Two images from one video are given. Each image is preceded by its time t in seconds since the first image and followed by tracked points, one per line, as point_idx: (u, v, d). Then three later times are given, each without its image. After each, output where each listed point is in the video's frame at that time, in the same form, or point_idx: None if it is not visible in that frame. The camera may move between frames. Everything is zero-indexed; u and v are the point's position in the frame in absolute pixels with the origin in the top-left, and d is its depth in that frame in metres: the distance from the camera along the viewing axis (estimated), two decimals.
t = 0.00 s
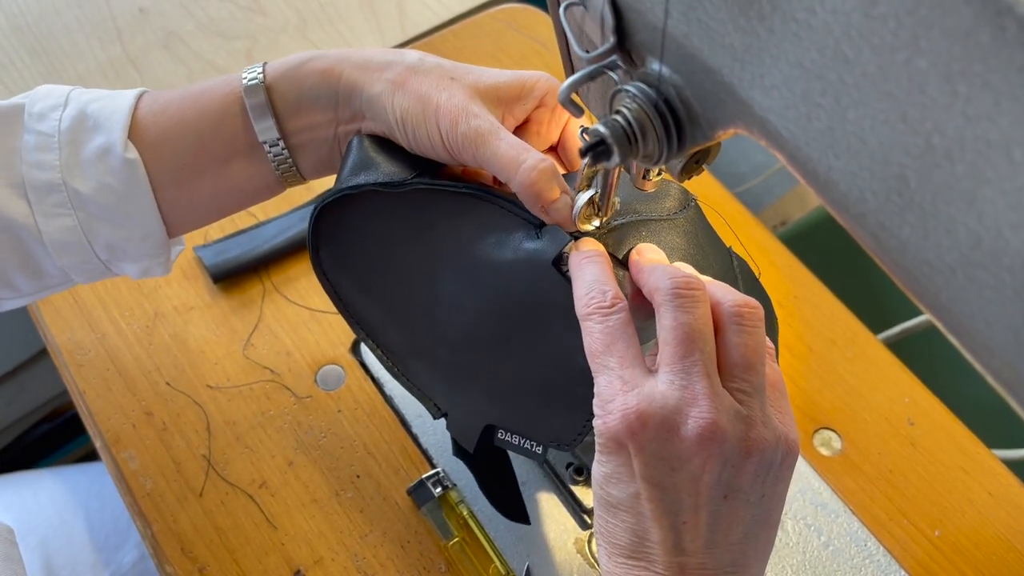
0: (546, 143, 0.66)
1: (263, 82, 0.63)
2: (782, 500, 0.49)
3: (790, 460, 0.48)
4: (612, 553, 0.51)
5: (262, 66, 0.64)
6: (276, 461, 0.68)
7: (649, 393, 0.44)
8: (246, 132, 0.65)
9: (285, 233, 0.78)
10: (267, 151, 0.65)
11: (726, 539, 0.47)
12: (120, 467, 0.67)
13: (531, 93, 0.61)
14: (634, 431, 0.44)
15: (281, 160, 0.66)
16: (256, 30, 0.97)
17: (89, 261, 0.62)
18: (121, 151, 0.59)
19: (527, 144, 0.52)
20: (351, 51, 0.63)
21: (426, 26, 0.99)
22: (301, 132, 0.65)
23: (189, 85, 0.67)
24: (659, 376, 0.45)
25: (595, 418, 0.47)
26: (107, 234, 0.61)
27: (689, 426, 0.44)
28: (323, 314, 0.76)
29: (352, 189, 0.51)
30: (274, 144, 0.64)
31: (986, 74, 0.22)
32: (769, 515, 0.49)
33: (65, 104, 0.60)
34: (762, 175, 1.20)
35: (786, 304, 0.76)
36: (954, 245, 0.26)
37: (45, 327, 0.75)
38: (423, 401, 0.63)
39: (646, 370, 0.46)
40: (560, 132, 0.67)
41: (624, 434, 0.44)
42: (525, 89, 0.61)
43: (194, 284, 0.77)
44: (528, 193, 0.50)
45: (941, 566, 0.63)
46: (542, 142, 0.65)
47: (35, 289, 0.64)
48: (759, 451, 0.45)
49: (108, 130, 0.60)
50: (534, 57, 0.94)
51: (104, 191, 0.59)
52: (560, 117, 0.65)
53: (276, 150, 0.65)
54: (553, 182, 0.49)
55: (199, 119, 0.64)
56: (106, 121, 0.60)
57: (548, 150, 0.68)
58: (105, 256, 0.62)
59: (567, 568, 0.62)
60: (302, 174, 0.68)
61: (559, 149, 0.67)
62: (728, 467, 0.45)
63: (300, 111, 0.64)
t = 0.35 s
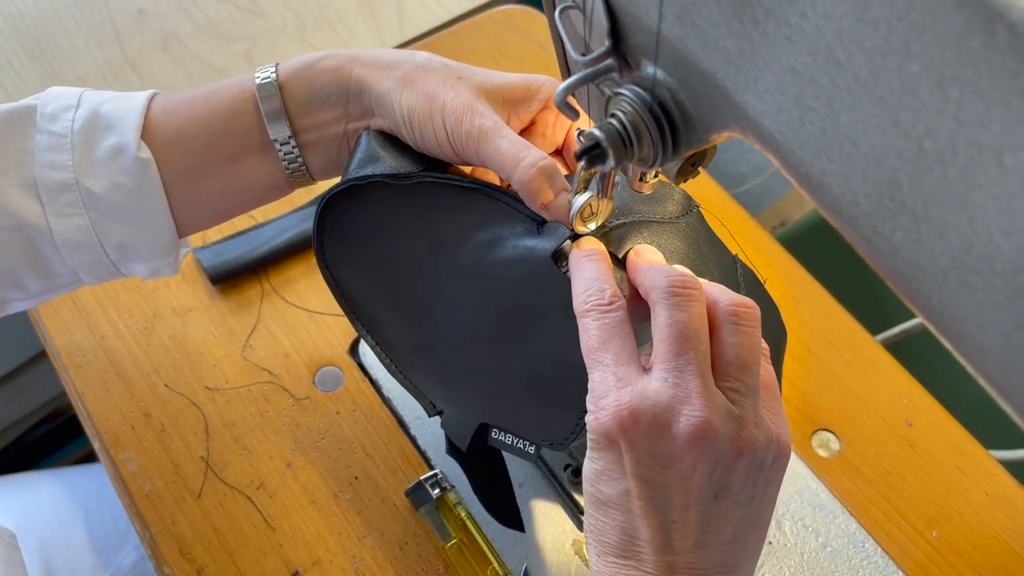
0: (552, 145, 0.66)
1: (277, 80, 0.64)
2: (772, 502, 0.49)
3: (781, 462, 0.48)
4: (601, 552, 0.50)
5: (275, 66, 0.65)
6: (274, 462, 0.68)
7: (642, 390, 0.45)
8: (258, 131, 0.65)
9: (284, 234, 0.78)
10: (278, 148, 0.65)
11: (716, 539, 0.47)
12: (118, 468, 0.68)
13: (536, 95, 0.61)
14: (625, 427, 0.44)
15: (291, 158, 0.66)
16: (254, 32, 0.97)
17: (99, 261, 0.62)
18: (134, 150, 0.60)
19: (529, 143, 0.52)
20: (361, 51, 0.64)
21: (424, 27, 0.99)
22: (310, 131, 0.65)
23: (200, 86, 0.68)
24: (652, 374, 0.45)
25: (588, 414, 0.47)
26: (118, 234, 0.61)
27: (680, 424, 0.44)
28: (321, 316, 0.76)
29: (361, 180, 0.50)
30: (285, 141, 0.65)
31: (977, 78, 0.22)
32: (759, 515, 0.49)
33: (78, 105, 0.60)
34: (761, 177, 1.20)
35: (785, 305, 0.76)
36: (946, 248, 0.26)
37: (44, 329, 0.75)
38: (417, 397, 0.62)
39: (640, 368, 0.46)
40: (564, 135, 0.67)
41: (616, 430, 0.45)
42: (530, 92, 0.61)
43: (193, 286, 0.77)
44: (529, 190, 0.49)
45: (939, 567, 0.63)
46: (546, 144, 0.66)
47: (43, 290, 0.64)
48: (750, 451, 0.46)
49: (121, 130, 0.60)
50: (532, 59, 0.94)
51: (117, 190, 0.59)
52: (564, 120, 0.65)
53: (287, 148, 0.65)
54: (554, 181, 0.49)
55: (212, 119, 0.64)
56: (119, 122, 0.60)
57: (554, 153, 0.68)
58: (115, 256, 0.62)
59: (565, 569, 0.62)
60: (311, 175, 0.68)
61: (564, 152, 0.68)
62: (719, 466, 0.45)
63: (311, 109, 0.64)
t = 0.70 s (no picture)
0: (554, 145, 0.67)
1: (283, 79, 0.64)
2: (765, 507, 0.49)
3: (775, 466, 0.48)
4: (594, 552, 0.50)
5: (280, 66, 0.65)
6: (272, 464, 0.68)
7: (638, 392, 0.45)
8: (264, 129, 0.66)
9: (282, 235, 0.79)
10: (284, 147, 0.66)
11: (709, 542, 0.48)
12: (116, 469, 0.68)
13: (540, 95, 0.61)
14: (621, 430, 0.44)
15: (297, 155, 0.66)
16: (253, 33, 0.98)
17: (104, 259, 0.62)
18: (141, 148, 0.60)
19: (529, 140, 0.52)
20: (367, 50, 0.64)
21: (423, 28, 0.99)
22: (316, 129, 0.65)
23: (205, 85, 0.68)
24: (649, 378, 0.45)
25: (584, 415, 0.47)
26: (124, 231, 0.61)
27: (676, 428, 0.44)
28: (320, 316, 0.76)
29: (367, 178, 0.51)
30: (291, 140, 0.65)
31: (966, 80, 0.22)
32: (754, 519, 0.49)
33: (84, 104, 0.60)
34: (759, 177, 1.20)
35: (784, 305, 0.76)
36: (937, 250, 0.26)
37: (42, 330, 0.75)
38: (422, 391, 0.62)
39: (637, 370, 0.46)
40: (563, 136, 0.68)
41: (611, 433, 0.44)
42: (533, 91, 0.61)
43: (191, 287, 0.77)
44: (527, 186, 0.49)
45: (936, 568, 0.63)
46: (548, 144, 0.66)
47: (48, 289, 0.64)
48: (745, 456, 0.45)
49: (129, 128, 0.60)
50: (530, 59, 0.94)
51: (124, 188, 0.60)
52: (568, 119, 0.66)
53: (293, 146, 0.66)
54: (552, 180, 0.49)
55: (218, 117, 0.65)
56: (126, 120, 0.61)
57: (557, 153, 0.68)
58: (121, 254, 0.63)
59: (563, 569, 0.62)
60: (316, 172, 0.68)
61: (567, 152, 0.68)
62: (714, 470, 0.45)
63: (316, 107, 0.64)
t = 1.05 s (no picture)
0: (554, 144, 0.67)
1: (283, 79, 0.64)
2: (773, 509, 0.49)
3: (782, 470, 0.48)
4: (602, 553, 0.50)
5: (281, 66, 0.65)
6: (272, 464, 0.68)
7: (651, 396, 0.44)
8: (265, 130, 0.66)
9: (281, 235, 0.79)
10: (284, 147, 0.66)
11: (716, 544, 0.48)
12: (116, 470, 0.68)
13: (539, 95, 0.61)
14: (633, 432, 0.44)
15: (297, 156, 0.66)
16: (253, 34, 0.98)
17: (105, 260, 0.62)
18: (142, 148, 0.60)
19: (530, 139, 0.52)
20: (368, 50, 0.65)
21: (423, 29, 0.99)
22: (316, 129, 0.65)
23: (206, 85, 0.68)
24: (661, 381, 0.45)
25: (595, 417, 0.47)
26: (125, 231, 0.61)
27: (688, 431, 0.44)
28: (319, 317, 0.76)
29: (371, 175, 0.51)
30: (292, 140, 0.65)
31: (960, 79, 0.22)
32: (760, 521, 0.49)
33: (85, 104, 0.60)
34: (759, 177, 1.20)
35: (782, 306, 0.76)
36: (933, 249, 0.26)
37: (41, 330, 0.75)
38: (426, 386, 0.62)
39: (648, 372, 0.46)
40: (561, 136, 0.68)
41: (623, 435, 0.44)
42: (533, 91, 0.61)
43: (190, 288, 0.77)
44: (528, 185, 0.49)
45: (935, 569, 0.63)
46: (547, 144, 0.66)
47: (50, 290, 0.64)
48: (755, 459, 0.46)
49: (130, 128, 0.60)
50: (529, 60, 0.94)
51: (126, 188, 0.60)
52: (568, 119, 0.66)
53: (293, 147, 0.66)
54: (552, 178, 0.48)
55: (220, 117, 0.65)
56: (127, 120, 0.61)
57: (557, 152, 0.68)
58: (122, 255, 0.63)
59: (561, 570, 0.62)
60: (316, 172, 0.68)
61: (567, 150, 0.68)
62: (725, 473, 0.45)
63: (316, 107, 0.64)
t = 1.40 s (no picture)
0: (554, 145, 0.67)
1: (282, 80, 0.64)
2: (770, 510, 0.49)
3: (779, 470, 0.48)
4: (598, 554, 0.50)
5: (279, 67, 0.65)
6: (271, 466, 0.68)
7: (644, 393, 0.44)
8: (263, 131, 0.66)
9: (281, 237, 0.79)
10: (283, 148, 0.65)
11: (712, 545, 0.48)
12: (115, 472, 0.68)
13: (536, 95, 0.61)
14: (626, 429, 0.44)
15: (296, 158, 0.66)
16: (253, 36, 0.98)
17: (104, 262, 0.62)
18: (140, 149, 0.60)
19: (529, 139, 0.52)
20: (366, 50, 0.65)
21: (422, 31, 0.99)
22: (315, 130, 0.65)
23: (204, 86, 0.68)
24: (654, 378, 0.45)
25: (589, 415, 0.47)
26: (123, 233, 0.61)
27: (682, 429, 0.44)
28: (318, 319, 0.76)
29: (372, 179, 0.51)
30: (290, 141, 0.65)
31: (953, 86, 0.22)
32: (757, 522, 0.49)
33: (83, 105, 0.60)
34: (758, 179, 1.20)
35: (782, 307, 0.76)
36: (927, 255, 0.26)
37: (41, 333, 0.75)
38: (432, 386, 0.62)
39: (642, 370, 0.46)
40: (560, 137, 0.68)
41: (617, 432, 0.44)
42: (530, 91, 0.61)
43: (190, 290, 0.77)
44: (529, 185, 0.50)
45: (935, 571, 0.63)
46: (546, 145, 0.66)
47: (48, 291, 0.64)
48: (750, 458, 0.46)
49: (127, 129, 0.61)
50: (529, 63, 0.95)
51: (124, 189, 0.60)
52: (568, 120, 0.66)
53: (292, 148, 0.65)
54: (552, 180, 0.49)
55: (218, 118, 0.65)
56: (125, 121, 0.61)
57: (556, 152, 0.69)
58: (120, 257, 0.63)
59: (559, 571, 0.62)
60: (315, 172, 0.68)
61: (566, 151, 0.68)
62: (719, 472, 0.45)
63: (315, 108, 0.64)
